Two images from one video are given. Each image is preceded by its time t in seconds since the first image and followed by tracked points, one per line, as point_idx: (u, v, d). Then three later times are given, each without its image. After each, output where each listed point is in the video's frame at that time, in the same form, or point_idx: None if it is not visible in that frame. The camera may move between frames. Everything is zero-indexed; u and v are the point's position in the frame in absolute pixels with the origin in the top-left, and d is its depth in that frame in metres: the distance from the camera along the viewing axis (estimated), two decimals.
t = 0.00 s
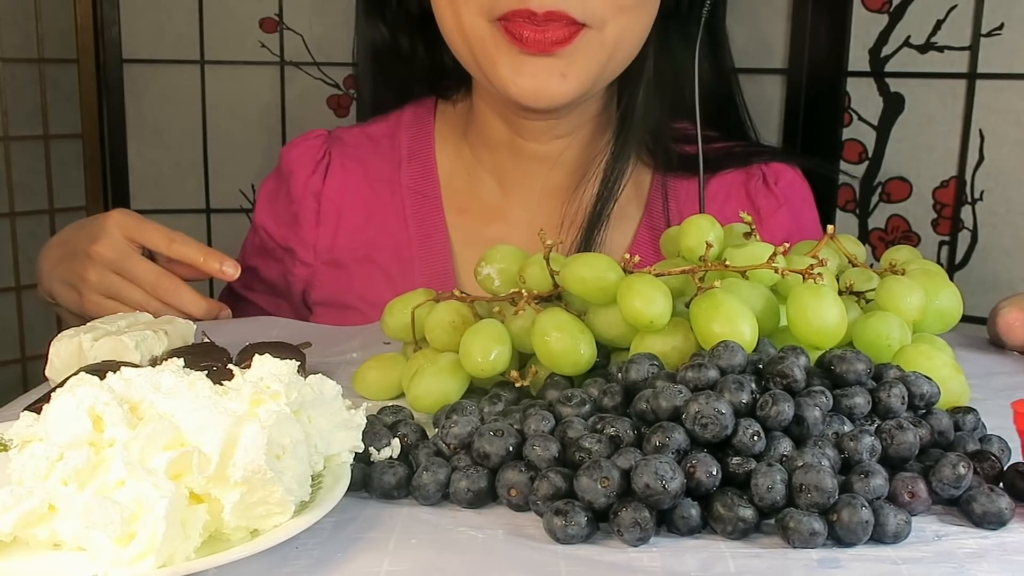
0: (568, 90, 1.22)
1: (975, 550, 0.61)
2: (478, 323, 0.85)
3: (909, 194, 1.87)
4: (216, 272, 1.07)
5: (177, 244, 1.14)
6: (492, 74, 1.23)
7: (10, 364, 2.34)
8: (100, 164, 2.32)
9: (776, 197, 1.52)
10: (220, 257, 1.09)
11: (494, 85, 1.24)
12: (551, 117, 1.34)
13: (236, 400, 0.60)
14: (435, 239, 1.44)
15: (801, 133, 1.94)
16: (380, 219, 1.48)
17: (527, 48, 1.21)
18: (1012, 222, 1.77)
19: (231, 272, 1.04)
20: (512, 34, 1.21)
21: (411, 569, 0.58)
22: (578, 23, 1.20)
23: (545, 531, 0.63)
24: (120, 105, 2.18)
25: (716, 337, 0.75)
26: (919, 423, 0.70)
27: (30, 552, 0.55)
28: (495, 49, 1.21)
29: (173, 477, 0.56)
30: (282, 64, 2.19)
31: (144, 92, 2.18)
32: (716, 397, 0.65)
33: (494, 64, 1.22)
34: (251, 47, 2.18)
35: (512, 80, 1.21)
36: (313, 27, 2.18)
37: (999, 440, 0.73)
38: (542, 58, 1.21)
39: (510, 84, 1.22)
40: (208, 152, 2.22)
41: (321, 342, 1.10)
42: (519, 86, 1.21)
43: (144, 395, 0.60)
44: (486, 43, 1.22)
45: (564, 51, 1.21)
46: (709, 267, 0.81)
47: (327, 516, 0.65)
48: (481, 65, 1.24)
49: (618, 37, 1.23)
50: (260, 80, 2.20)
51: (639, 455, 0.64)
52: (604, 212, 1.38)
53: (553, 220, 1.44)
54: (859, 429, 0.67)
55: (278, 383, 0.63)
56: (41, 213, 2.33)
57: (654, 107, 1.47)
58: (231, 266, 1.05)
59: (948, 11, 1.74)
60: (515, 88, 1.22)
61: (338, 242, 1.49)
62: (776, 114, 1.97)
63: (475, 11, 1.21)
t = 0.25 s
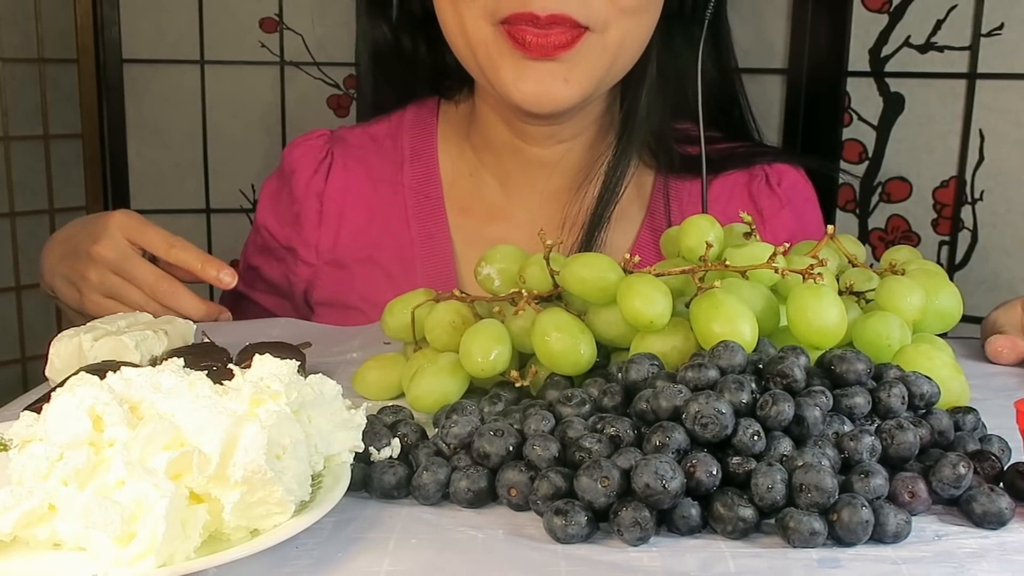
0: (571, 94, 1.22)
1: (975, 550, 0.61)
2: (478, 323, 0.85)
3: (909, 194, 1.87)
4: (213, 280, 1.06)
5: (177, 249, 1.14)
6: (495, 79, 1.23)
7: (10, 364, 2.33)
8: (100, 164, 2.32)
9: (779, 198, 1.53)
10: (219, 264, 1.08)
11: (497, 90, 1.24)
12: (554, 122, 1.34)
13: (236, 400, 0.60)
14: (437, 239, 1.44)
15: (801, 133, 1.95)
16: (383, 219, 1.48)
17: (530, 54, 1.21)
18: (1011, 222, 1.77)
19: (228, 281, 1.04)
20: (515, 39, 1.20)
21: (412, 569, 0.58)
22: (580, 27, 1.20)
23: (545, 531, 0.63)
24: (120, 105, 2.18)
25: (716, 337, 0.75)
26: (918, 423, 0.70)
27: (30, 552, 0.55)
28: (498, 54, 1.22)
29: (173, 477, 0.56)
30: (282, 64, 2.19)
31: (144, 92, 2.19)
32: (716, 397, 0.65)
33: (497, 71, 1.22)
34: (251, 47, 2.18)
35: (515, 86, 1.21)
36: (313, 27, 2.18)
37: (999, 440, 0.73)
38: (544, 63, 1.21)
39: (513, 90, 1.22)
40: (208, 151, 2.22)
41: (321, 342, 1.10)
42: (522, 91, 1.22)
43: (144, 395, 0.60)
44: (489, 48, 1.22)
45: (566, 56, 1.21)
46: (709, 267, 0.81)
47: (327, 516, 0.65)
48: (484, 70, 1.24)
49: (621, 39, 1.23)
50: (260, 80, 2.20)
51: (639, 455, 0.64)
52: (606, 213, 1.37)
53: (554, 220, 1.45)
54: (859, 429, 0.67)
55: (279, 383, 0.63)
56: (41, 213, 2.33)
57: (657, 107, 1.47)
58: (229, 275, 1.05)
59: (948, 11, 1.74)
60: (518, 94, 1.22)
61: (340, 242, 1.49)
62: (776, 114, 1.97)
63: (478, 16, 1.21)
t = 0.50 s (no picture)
0: (572, 99, 1.22)
1: (975, 550, 0.61)
2: (478, 323, 0.85)
3: (909, 194, 1.87)
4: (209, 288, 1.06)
5: (176, 255, 1.14)
6: (496, 82, 1.23)
7: (10, 364, 2.33)
8: (100, 164, 2.32)
9: (781, 199, 1.53)
10: (216, 272, 1.08)
11: (498, 93, 1.24)
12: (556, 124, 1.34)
13: (236, 400, 0.60)
14: (437, 240, 1.44)
15: (801, 133, 1.94)
16: (384, 219, 1.48)
17: (532, 59, 1.21)
18: (1012, 223, 1.77)
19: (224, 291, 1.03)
20: (515, 42, 1.21)
21: (412, 569, 0.58)
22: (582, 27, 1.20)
23: (545, 531, 0.63)
24: (121, 105, 2.18)
25: (717, 337, 0.75)
26: (919, 423, 0.70)
27: (30, 551, 0.55)
28: (499, 58, 1.22)
29: (173, 477, 0.56)
30: (282, 64, 2.19)
31: (144, 92, 2.19)
32: (716, 397, 0.65)
33: (499, 75, 1.22)
34: (251, 47, 2.18)
35: (515, 89, 1.22)
36: (313, 27, 2.19)
37: (999, 440, 0.73)
38: (545, 67, 1.21)
39: (513, 94, 1.22)
40: (208, 151, 2.22)
41: (321, 342, 1.10)
42: (523, 95, 1.22)
43: (144, 395, 0.60)
44: (490, 50, 1.22)
45: (568, 60, 1.21)
46: (709, 267, 0.81)
47: (327, 515, 0.65)
48: (485, 72, 1.24)
49: (624, 40, 1.22)
50: (260, 80, 2.20)
51: (639, 455, 0.64)
52: (607, 214, 1.37)
53: (555, 221, 1.45)
54: (859, 429, 0.67)
55: (279, 383, 0.63)
56: (41, 213, 2.33)
57: (659, 107, 1.47)
58: (225, 284, 1.04)
59: (948, 11, 1.75)
60: (519, 98, 1.22)
61: (340, 242, 1.49)
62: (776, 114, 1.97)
63: (479, 16, 1.21)
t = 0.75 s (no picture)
0: (572, 100, 1.22)
1: (976, 550, 0.61)
2: (478, 323, 0.85)
3: (909, 194, 1.87)
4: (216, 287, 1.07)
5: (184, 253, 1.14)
6: (495, 83, 1.23)
7: (10, 364, 2.33)
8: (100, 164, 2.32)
9: (782, 201, 1.53)
10: (222, 271, 1.08)
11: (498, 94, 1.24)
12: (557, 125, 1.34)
13: (236, 400, 0.60)
14: (439, 240, 1.44)
15: (801, 132, 1.96)
16: (385, 219, 1.49)
17: (531, 58, 1.21)
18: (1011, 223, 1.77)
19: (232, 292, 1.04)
20: (515, 43, 1.21)
21: (412, 569, 0.58)
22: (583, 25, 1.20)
23: (546, 531, 0.63)
24: (121, 105, 2.18)
25: (717, 337, 0.75)
26: (919, 423, 0.70)
27: (29, 551, 0.55)
28: (498, 58, 1.22)
29: (173, 477, 0.56)
30: (282, 64, 2.19)
31: (144, 92, 2.19)
32: (716, 397, 0.65)
33: (498, 75, 1.22)
34: (251, 47, 2.19)
35: (514, 90, 1.21)
36: (314, 27, 2.19)
37: (999, 440, 0.73)
38: (545, 68, 1.21)
39: (513, 95, 1.22)
40: (208, 151, 2.22)
41: (321, 342, 1.10)
42: (522, 96, 1.21)
43: (144, 395, 0.60)
44: (490, 50, 1.22)
45: (568, 61, 1.21)
46: (709, 267, 0.81)
47: (328, 515, 0.65)
48: (484, 73, 1.24)
49: (625, 40, 1.22)
50: (260, 80, 2.20)
51: (639, 455, 0.64)
52: (608, 214, 1.37)
53: (556, 221, 1.45)
54: (859, 429, 0.67)
55: (279, 383, 0.63)
56: (41, 213, 2.33)
57: (660, 107, 1.47)
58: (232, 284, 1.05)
59: (948, 11, 1.75)
60: (518, 99, 1.22)
61: (341, 242, 1.49)
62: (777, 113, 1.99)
63: (478, 16, 1.21)
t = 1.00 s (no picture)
0: (573, 101, 1.22)
1: (975, 550, 0.61)
2: (478, 323, 0.85)
3: (909, 194, 1.87)
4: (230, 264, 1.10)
5: (204, 230, 1.15)
6: (496, 84, 1.23)
7: (10, 364, 2.33)
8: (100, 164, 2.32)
9: (784, 202, 1.53)
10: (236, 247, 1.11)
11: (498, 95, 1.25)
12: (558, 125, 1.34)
13: (236, 400, 0.60)
14: (440, 240, 1.44)
15: (800, 133, 1.98)
16: (386, 219, 1.48)
17: (531, 60, 1.21)
18: (1011, 223, 1.76)
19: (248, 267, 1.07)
20: (514, 45, 1.21)
21: (412, 569, 0.58)
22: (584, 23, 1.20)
23: (545, 531, 0.63)
24: (120, 104, 2.20)
25: (716, 337, 0.75)
26: (919, 424, 0.70)
27: (30, 552, 0.55)
28: (498, 60, 1.22)
29: (173, 478, 0.56)
30: (282, 64, 2.19)
31: (144, 92, 2.20)
32: (716, 397, 0.65)
33: (498, 77, 1.22)
34: (251, 47, 2.18)
35: (514, 92, 1.22)
36: (313, 27, 2.18)
37: (999, 440, 0.73)
38: (545, 69, 1.21)
39: (513, 96, 1.22)
40: (208, 151, 2.23)
41: (321, 343, 1.10)
42: (523, 97, 1.22)
43: (144, 395, 0.60)
44: (490, 51, 1.22)
45: (568, 63, 1.21)
46: (709, 267, 0.81)
47: (328, 515, 0.65)
48: (485, 75, 1.24)
49: (625, 40, 1.21)
50: (260, 80, 2.20)
51: (639, 455, 0.64)
52: (610, 214, 1.37)
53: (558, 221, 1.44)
54: (859, 429, 0.67)
55: (279, 383, 0.63)
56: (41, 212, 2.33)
57: (662, 107, 1.47)
58: (247, 258, 1.08)
59: (948, 11, 1.75)
60: (518, 101, 1.22)
61: (342, 241, 1.49)
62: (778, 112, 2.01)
63: (478, 16, 1.21)
